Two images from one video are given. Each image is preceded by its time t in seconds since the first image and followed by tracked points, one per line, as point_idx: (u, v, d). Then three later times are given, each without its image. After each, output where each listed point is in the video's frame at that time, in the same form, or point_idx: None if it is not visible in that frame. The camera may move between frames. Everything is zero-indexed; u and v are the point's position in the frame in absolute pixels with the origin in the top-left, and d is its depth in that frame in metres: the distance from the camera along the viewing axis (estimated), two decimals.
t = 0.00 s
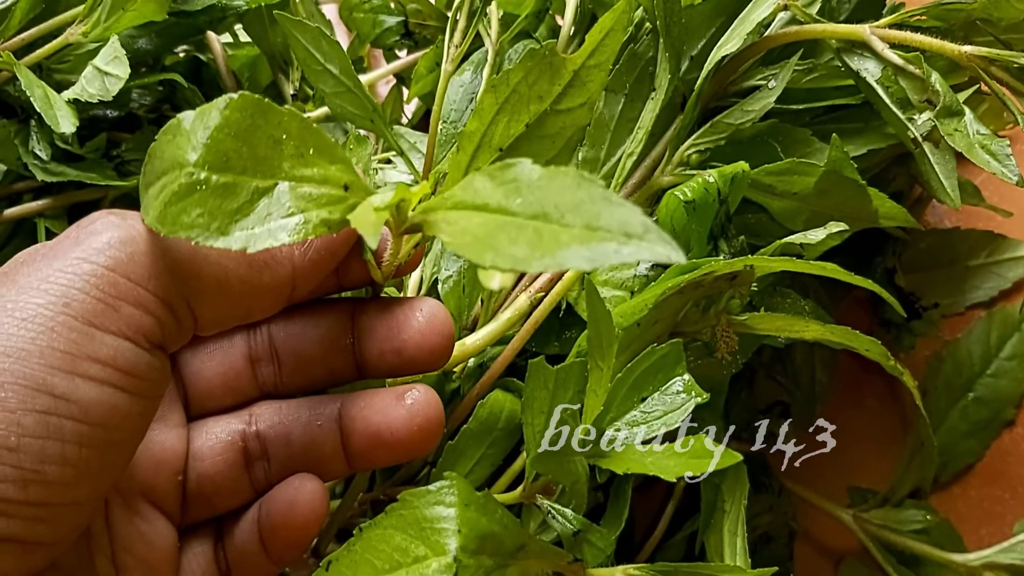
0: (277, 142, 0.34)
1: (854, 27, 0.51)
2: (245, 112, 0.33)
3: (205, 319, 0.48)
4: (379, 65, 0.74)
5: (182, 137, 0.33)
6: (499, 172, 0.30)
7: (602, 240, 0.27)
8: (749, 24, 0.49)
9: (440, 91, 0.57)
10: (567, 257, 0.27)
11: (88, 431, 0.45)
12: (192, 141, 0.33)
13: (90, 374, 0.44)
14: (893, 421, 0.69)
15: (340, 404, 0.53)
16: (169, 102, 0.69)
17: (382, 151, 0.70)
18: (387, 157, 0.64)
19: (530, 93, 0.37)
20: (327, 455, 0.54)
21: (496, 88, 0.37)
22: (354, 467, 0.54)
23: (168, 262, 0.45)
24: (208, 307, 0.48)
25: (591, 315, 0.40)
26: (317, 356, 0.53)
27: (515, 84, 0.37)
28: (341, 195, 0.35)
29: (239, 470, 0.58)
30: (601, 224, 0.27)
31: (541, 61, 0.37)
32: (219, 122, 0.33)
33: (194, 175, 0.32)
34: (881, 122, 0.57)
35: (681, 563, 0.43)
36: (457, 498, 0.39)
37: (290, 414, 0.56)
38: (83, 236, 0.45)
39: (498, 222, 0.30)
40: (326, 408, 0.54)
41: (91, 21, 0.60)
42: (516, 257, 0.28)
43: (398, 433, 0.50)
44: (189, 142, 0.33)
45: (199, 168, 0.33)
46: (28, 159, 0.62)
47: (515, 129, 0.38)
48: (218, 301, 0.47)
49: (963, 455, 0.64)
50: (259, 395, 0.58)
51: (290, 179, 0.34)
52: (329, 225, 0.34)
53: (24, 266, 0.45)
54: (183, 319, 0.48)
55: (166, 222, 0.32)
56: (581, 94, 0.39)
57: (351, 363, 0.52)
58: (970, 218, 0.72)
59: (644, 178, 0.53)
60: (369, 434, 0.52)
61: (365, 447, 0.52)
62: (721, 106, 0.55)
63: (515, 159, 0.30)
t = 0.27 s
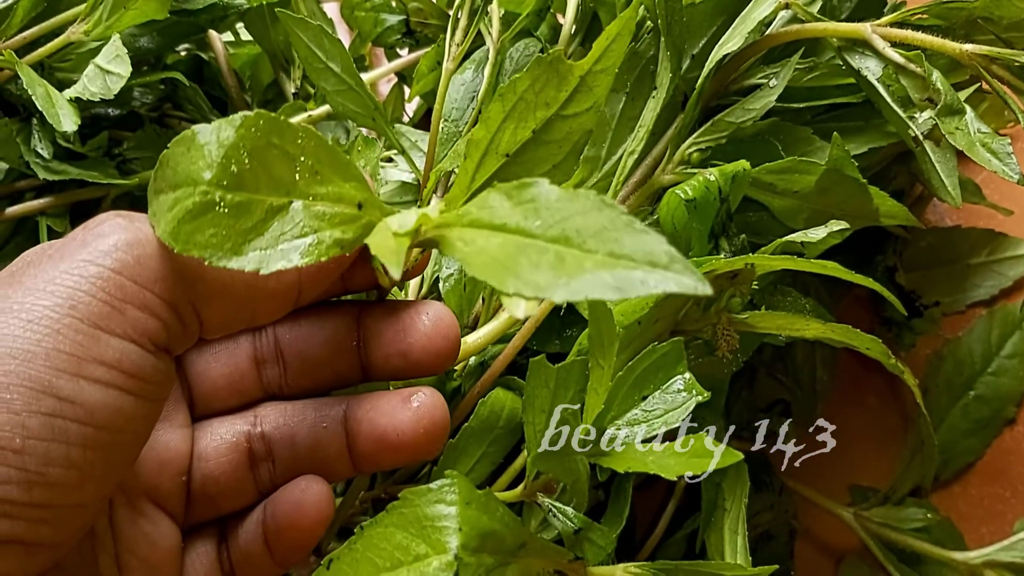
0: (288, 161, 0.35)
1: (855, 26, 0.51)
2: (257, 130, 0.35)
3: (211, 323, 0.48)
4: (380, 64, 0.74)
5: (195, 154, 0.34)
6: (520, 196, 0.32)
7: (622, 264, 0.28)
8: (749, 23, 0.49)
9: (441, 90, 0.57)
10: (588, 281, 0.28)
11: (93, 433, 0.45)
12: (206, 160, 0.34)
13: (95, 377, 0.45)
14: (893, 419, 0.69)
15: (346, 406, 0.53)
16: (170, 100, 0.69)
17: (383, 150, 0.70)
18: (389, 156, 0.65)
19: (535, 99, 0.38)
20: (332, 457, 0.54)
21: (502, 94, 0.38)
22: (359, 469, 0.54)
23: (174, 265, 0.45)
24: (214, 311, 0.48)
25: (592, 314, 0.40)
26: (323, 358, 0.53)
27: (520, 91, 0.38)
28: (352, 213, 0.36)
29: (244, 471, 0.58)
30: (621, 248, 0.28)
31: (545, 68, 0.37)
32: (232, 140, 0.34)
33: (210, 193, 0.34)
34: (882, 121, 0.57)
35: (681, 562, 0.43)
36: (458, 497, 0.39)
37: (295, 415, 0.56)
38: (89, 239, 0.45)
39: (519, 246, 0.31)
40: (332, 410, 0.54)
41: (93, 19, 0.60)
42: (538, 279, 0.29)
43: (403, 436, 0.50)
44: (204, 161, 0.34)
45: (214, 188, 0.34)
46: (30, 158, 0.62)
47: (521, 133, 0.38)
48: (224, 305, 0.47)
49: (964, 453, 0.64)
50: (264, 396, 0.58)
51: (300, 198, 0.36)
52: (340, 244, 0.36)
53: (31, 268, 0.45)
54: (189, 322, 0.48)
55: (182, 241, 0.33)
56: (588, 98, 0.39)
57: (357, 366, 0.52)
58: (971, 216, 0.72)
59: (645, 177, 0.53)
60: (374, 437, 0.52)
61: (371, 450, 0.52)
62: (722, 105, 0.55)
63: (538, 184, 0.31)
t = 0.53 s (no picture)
0: (295, 174, 0.36)
1: (855, 26, 0.51)
2: (264, 144, 0.36)
3: (211, 328, 0.48)
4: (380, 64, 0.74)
5: (200, 166, 0.35)
6: (529, 210, 0.32)
7: (634, 281, 0.29)
8: (749, 23, 0.49)
9: (441, 91, 0.57)
10: (602, 297, 0.29)
11: (93, 437, 0.45)
12: (214, 173, 0.35)
13: (95, 381, 0.45)
14: (894, 419, 0.69)
15: (348, 408, 0.53)
16: (169, 101, 0.69)
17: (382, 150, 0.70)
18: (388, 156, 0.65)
19: (536, 101, 0.38)
20: (335, 459, 0.54)
21: (505, 98, 0.38)
22: (362, 471, 0.53)
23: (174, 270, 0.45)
24: (214, 316, 0.47)
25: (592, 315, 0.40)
26: (326, 360, 0.53)
27: (522, 93, 0.38)
28: (360, 227, 0.38)
29: (245, 473, 0.58)
30: (631, 264, 0.29)
31: (545, 69, 0.37)
32: (239, 153, 0.35)
33: (214, 206, 0.35)
34: (882, 121, 0.57)
35: (682, 563, 0.43)
36: (458, 498, 0.39)
37: (297, 417, 0.56)
38: (90, 241, 0.45)
39: (529, 260, 0.31)
40: (334, 412, 0.54)
41: (91, 20, 0.60)
42: (550, 294, 0.29)
43: (406, 439, 0.50)
44: (211, 173, 0.35)
45: (221, 200, 0.35)
46: (28, 158, 0.61)
47: (522, 134, 0.39)
48: (225, 309, 0.47)
49: (964, 453, 0.64)
50: (266, 398, 0.58)
51: (307, 212, 0.37)
52: (348, 258, 0.37)
53: (31, 271, 0.45)
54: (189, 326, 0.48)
55: (189, 253, 0.35)
56: (588, 97, 0.39)
57: (359, 369, 0.52)
58: (970, 216, 0.72)
59: (645, 177, 0.53)
60: (377, 439, 0.51)
61: (373, 452, 0.52)
62: (722, 105, 0.55)
63: (547, 199, 0.32)
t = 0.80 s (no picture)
0: (302, 188, 0.37)
1: (856, 25, 0.51)
2: (272, 156, 0.36)
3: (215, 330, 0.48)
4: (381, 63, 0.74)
5: (207, 175, 0.36)
6: (537, 231, 0.33)
7: (641, 311, 0.30)
8: (749, 22, 0.49)
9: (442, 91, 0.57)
10: (610, 327, 0.30)
11: (96, 438, 0.45)
12: (222, 183, 0.36)
13: (99, 383, 0.45)
14: (894, 418, 0.69)
15: (350, 410, 0.53)
16: (170, 100, 0.69)
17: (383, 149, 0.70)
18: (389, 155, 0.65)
19: (538, 108, 0.37)
20: (337, 460, 0.54)
21: (507, 106, 0.37)
22: (365, 473, 0.54)
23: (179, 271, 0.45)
24: (218, 317, 0.47)
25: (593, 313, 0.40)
26: (330, 362, 0.54)
27: (524, 101, 0.37)
28: (366, 243, 0.38)
29: (247, 474, 0.58)
30: (639, 293, 0.30)
31: (548, 77, 0.36)
32: (247, 165, 0.36)
33: (220, 218, 0.36)
34: (883, 120, 0.57)
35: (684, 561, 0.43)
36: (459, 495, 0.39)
37: (300, 419, 0.56)
38: (95, 242, 0.44)
39: (536, 283, 0.32)
40: (337, 414, 0.54)
41: (93, 19, 0.61)
42: (558, 319, 0.30)
43: (409, 442, 0.50)
44: (218, 184, 0.36)
45: (228, 211, 0.36)
46: (30, 157, 0.62)
47: (523, 142, 0.38)
48: (229, 311, 0.47)
49: (965, 452, 0.64)
50: (269, 399, 0.58)
51: (314, 227, 0.37)
52: (352, 276, 0.38)
53: (36, 271, 0.45)
54: (193, 327, 0.48)
55: (193, 264, 0.36)
56: (590, 103, 0.37)
57: (362, 371, 0.53)
58: (971, 215, 0.72)
59: (645, 176, 0.53)
60: (379, 440, 0.51)
61: (375, 454, 0.52)
62: (722, 104, 0.55)
63: (556, 221, 0.32)
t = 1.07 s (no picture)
0: (310, 202, 0.37)
1: (857, 23, 0.51)
2: (282, 168, 0.37)
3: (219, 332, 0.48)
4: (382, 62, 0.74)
5: (216, 186, 0.37)
6: (546, 250, 0.34)
7: (651, 336, 0.31)
8: (751, 21, 0.48)
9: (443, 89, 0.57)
10: (620, 351, 0.31)
11: (99, 439, 0.45)
12: (229, 194, 0.37)
13: (103, 384, 0.45)
14: (895, 417, 0.69)
15: (354, 413, 0.53)
16: (171, 99, 0.69)
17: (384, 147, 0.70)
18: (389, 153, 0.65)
19: (540, 116, 0.37)
20: (339, 462, 0.54)
21: (509, 115, 0.37)
22: (368, 475, 0.54)
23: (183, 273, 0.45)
24: (222, 319, 0.47)
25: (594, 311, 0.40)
26: (333, 365, 0.54)
27: (527, 110, 0.37)
28: (373, 260, 0.38)
29: (250, 475, 0.58)
30: (649, 318, 0.31)
31: (550, 84, 0.36)
32: (256, 177, 0.37)
33: (228, 230, 0.37)
34: (884, 118, 0.57)
35: (686, 558, 0.43)
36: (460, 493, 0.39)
37: (303, 420, 0.56)
38: (99, 243, 0.44)
39: (546, 303, 0.32)
40: (340, 416, 0.54)
41: (94, 17, 0.61)
42: (568, 341, 0.31)
43: (412, 445, 0.50)
44: (225, 195, 0.37)
45: (234, 223, 0.37)
46: (30, 156, 0.61)
47: (525, 150, 0.38)
48: (234, 313, 0.47)
49: (966, 451, 0.64)
50: (272, 401, 0.58)
51: (321, 242, 0.38)
52: (357, 292, 0.38)
53: (41, 271, 0.45)
54: (197, 329, 0.48)
55: (198, 274, 0.37)
56: (592, 108, 0.37)
57: (364, 373, 0.53)
58: (971, 214, 0.72)
59: (647, 175, 0.53)
60: (383, 442, 0.52)
61: (378, 456, 0.52)
62: (724, 102, 0.55)
63: (567, 242, 0.33)
